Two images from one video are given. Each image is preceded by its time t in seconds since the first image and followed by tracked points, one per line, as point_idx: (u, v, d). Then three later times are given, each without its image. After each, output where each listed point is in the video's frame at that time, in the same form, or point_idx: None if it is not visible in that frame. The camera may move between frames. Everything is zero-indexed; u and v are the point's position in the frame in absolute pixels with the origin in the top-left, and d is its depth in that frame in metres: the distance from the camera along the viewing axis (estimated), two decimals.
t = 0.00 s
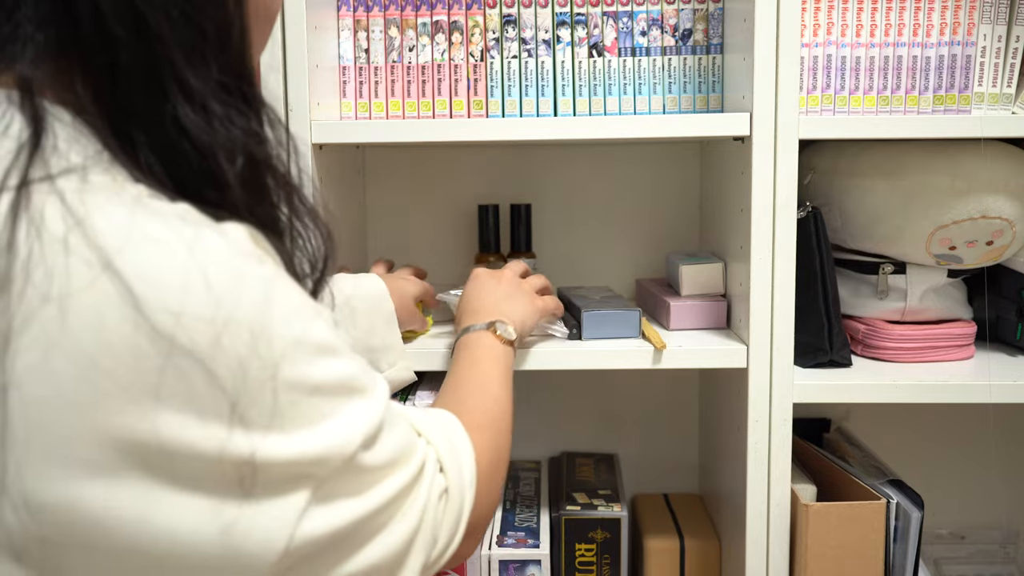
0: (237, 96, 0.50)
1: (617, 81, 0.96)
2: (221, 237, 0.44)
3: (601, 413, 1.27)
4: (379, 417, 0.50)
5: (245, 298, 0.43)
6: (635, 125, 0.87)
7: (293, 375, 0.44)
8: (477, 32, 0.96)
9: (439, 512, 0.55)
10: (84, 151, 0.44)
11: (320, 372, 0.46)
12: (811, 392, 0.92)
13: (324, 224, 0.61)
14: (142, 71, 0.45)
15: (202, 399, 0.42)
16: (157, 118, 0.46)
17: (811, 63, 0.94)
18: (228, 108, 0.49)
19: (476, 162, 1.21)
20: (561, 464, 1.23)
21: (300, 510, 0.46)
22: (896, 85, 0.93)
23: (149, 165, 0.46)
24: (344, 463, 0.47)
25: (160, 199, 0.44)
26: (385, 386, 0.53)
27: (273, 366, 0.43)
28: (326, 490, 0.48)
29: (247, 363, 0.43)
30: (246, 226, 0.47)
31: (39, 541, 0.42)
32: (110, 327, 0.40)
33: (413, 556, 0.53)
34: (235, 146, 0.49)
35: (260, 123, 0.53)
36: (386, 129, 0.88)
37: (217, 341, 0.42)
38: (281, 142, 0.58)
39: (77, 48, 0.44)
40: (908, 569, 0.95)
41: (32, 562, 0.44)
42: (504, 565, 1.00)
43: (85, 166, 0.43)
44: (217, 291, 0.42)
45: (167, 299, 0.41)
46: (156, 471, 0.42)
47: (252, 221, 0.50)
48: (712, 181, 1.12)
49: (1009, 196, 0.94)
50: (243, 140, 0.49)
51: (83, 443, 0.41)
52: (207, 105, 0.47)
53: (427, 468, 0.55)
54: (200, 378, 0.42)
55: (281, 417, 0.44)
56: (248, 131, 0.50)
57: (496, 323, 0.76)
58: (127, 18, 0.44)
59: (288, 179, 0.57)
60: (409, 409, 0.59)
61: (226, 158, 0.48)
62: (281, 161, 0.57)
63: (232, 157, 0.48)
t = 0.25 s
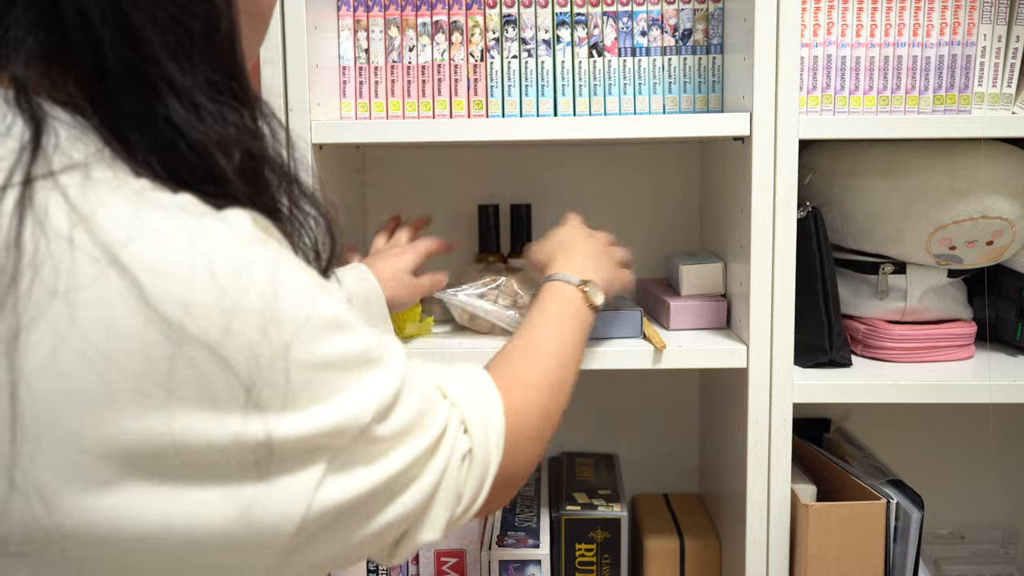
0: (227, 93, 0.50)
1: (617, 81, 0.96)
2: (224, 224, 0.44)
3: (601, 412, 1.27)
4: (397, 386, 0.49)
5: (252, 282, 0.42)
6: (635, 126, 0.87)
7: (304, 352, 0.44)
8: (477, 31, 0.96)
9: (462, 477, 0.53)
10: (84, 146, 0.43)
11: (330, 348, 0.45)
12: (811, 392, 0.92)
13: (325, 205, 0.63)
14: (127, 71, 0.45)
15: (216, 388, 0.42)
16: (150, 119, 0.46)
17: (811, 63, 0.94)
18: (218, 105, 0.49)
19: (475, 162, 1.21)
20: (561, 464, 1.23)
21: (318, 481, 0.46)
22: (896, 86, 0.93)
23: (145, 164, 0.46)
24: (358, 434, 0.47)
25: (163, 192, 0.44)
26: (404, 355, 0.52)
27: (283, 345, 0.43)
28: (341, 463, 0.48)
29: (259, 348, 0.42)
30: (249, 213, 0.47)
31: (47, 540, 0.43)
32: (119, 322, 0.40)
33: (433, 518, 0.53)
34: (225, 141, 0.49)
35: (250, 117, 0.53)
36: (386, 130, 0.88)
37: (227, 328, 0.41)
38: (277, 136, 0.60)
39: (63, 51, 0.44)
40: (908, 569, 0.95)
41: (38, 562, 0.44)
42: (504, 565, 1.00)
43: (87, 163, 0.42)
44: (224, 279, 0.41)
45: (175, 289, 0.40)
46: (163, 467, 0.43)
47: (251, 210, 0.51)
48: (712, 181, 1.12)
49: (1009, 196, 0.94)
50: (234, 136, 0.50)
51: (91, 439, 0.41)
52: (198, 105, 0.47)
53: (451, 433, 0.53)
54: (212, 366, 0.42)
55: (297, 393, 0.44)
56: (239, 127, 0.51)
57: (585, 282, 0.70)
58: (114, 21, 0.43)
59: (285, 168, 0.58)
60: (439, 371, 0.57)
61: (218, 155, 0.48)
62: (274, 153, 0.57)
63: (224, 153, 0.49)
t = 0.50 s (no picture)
0: (223, 96, 0.50)
1: (617, 81, 0.96)
2: (229, 220, 0.44)
3: (601, 413, 1.27)
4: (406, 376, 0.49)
5: (258, 278, 0.43)
6: (635, 126, 0.87)
7: (313, 345, 0.44)
8: (477, 31, 0.96)
9: (477, 469, 0.52)
10: (92, 148, 0.43)
11: (337, 341, 0.45)
12: (811, 392, 0.92)
13: (323, 211, 0.64)
14: (124, 76, 0.45)
15: (226, 383, 0.43)
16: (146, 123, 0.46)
17: (811, 63, 0.94)
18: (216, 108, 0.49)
19: (475, 162, 1.21)
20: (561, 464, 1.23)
21: (329, 473, 0.46)
22: (896, 86, 0.93)
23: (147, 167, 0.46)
24: (366, 425, 0.47)
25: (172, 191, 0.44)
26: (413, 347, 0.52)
27: (292, 340, 0.44)
28: (351, 454, 0.47)
29: (267, 343, 0.43)
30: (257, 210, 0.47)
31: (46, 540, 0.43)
32: (131, 320, 0.40)
33: (450, 512, 0.52)
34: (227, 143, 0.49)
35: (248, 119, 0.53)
36: (386, 130, 0.88)
37: (236, 324, 0.42)
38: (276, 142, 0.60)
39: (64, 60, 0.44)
40: (908, 569, 0.95)
41: (39, 558, 0.44)
42: (504, 565, 1.00)
43: (97, 164, 0.42)
44: (231, 276, 0.42)
45: (185, 286, 0.41)
46: (167, 462, 0.43)
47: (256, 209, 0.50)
48: (712, 181, 1.12)
49: (1009, 196, 0.94)
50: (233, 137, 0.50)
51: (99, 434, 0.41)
52: (195, 108, 0.47)
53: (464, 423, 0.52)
54: (222, 362, 0.42)
55: (306, 383, 0.45)
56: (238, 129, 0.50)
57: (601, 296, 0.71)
58: (107, 26, 0.44)
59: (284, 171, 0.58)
60: (451, 364, 0.57)
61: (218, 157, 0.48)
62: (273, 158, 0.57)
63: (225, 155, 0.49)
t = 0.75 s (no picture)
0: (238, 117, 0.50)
1: (617, 81, 0.96)
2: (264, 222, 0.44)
3: (600, 413, 1.27)
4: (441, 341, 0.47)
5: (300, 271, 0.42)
6: (635, 126, 0.87)
7: (360, 330, 0.44)
8: (477, 31, 0.96)
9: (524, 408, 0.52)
10: (129, 164, 0.43)
11: (380, 318, 0.45)
12: (811, 392, 0.92)
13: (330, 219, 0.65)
14: (141, 101, 0.45)
15: (284, 383, 0.43)
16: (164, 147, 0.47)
17: (811, 63, 0.94)
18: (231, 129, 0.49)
19: (475, 162, 1.21)
20: (561, 464, 1.23)
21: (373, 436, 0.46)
22: (896, 86, 0.93)
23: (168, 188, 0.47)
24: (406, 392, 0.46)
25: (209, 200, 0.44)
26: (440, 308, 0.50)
27: (341, 331, 0.43)
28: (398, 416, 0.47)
29: (319, 339, 0.42)
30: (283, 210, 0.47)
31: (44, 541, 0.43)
32: (187, 328, 0.40)
33: (506, 452, 0.52)
34: (248, 163, 0.50)
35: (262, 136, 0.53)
36: (386, 130, 0.88)
37: (287, 323, 0.41)
38: (286, 151, 0.61)
39: (81, 89, 0.45)
40: (908, 569, 0.95)
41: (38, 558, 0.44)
42: (504, 565, 1.00)
43: (141, 177, 0.43)
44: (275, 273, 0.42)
45: (241, 291, 0.40)
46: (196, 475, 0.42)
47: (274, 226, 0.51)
48: (712, 181, 1.12)
49: (1009, 196, 0.94)
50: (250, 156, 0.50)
51: (154, 447, 0.41)
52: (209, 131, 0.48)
53: (500, 372, 0.51)
54: (277, 364, 0.42)
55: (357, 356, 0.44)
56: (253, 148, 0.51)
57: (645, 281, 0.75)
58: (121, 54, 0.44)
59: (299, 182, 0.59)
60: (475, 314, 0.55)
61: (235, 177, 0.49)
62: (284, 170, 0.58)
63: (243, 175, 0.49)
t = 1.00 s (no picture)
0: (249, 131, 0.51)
1: (617, 81, 0.96)
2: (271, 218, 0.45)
3: (600, 413, 1.27)
4: (445, 319, 0.48)
5: (309, 260, 0.44)
6: (635, 126, 0.87)
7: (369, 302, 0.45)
8: (477, 31, 0.96)
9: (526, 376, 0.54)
10: (149, 168, 0.43)
11: (385, 294, 0.46)
12: (811, 392, 0.92)
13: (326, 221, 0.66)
14: (155, 116, 0.46)
15: (306, 374, 0.43)
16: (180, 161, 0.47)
17: (811, 63, 0.94)
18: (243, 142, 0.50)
19: (475, 162, 1.21)
20: (561, 464, 1.23)
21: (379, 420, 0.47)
22: (896, 86, 0.93)
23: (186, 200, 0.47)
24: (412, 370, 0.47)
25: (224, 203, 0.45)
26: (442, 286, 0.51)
27: (352, 308, 0.44)
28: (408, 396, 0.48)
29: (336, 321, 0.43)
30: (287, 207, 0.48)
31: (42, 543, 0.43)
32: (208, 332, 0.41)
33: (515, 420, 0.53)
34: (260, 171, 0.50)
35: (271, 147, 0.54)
36: (386, 130, 0.88)
37: (307, 312, 0.42)
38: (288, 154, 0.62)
39: (93, 105, 0.44)
40: (908, 568, 0.95)
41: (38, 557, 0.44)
42: (504, 565, 1.00)
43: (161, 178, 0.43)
44: (286, 266, 0.43)
45: (262, 285, 0.42)
46: (213, 470, 0.43)
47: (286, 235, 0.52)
48: (712, 181, 1.12)
49: (1009, 196, 0.94)
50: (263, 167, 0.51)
51: (177, 443, 0.41)
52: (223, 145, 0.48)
53: (502, 340, 0.52)
54: (294, 356, 0.43)
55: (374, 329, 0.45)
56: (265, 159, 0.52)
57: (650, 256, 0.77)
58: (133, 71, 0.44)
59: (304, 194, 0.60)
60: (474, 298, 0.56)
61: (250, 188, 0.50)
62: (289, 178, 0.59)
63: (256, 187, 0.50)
